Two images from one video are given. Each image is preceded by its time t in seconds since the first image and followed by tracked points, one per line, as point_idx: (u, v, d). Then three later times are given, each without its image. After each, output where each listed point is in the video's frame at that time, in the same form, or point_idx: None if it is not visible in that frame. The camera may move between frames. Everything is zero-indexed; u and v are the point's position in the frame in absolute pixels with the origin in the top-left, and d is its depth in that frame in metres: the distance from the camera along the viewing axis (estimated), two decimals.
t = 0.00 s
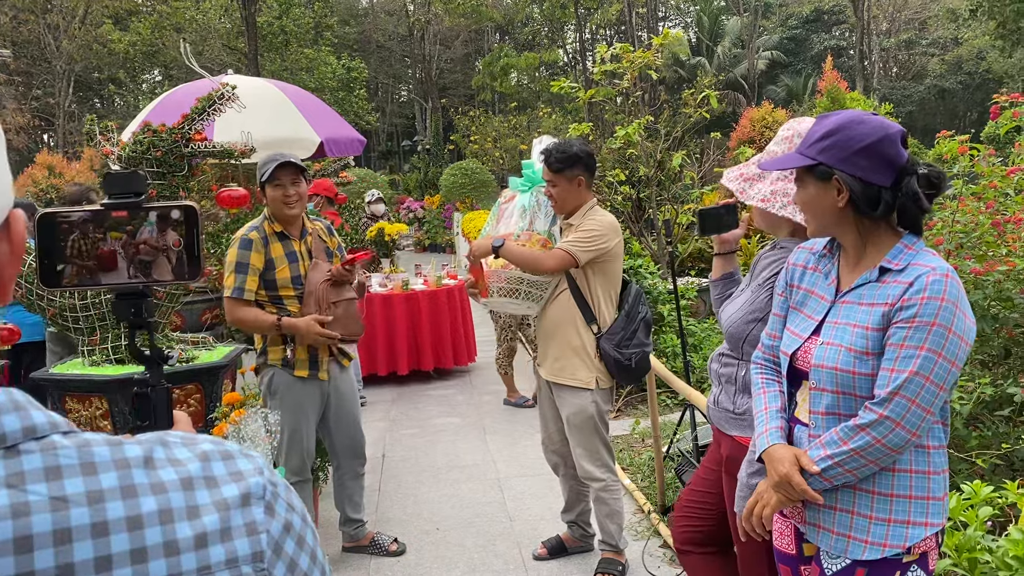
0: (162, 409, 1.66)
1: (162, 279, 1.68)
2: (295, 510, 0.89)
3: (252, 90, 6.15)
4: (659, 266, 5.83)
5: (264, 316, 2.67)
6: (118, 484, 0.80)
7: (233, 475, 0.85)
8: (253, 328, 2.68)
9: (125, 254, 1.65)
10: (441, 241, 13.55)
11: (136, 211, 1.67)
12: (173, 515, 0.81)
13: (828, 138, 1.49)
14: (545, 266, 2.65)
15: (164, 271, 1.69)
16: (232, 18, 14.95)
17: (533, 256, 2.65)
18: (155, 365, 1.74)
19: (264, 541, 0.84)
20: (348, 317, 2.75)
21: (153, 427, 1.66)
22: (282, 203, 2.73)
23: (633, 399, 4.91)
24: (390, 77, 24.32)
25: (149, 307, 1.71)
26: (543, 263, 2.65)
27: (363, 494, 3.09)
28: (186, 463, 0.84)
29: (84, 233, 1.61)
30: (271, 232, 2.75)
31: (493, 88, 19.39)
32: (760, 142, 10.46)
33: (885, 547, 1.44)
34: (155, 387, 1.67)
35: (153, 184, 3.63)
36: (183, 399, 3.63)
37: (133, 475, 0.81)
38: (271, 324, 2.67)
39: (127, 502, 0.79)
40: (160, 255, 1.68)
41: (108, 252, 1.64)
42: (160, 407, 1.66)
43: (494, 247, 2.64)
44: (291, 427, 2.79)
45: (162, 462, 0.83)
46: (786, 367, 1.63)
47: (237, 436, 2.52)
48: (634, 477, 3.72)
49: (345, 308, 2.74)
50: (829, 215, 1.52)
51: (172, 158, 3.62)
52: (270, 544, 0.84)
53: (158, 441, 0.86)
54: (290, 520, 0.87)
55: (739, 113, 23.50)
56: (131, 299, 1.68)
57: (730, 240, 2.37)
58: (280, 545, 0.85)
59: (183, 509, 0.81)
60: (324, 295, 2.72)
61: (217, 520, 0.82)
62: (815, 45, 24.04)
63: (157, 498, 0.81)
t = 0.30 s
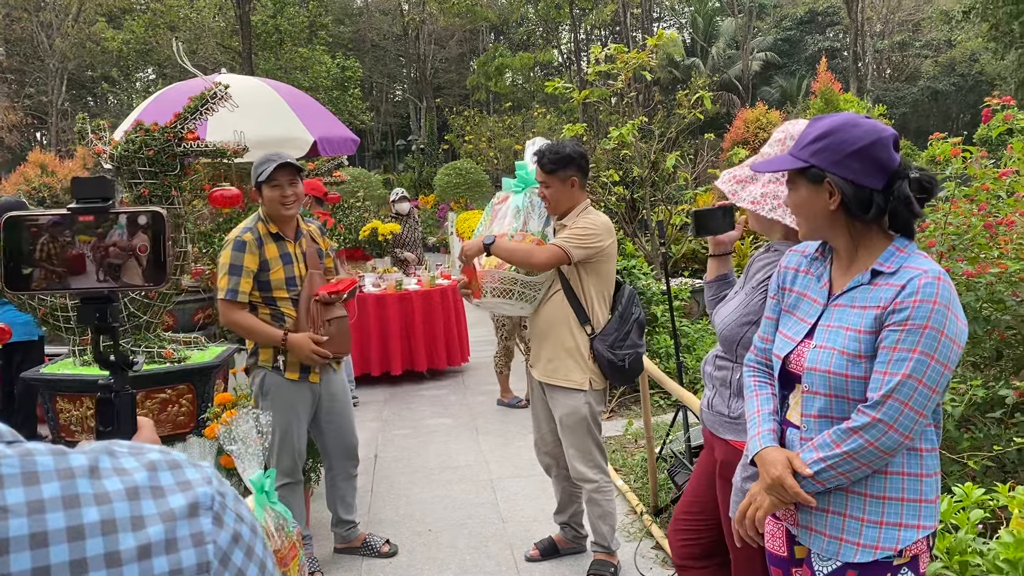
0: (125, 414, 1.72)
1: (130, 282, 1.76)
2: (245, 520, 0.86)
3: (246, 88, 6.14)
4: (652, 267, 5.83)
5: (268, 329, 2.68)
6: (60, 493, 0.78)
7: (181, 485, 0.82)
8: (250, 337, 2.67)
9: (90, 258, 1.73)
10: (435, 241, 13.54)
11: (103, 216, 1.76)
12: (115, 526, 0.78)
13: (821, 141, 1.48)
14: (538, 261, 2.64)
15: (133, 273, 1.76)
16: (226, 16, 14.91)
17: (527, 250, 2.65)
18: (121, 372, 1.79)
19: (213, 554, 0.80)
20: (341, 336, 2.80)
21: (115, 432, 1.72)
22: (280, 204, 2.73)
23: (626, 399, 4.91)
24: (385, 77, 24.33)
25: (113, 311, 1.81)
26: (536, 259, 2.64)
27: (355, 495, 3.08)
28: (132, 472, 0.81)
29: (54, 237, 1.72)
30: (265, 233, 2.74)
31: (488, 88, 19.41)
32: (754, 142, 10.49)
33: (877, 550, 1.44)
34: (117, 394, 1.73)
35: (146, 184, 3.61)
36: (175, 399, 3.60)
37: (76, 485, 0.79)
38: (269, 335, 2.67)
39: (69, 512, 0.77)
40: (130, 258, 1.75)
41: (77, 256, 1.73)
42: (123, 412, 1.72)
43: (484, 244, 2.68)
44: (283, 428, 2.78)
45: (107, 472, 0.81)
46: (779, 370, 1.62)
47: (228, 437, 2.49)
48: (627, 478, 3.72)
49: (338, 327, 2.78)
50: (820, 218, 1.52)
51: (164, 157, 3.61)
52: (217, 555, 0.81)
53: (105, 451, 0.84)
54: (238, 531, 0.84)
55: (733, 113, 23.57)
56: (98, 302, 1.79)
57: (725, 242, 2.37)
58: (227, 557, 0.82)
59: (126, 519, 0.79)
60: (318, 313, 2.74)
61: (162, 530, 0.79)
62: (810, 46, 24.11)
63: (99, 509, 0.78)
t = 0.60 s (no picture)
0: (80, 418, 1.53)
1: (85, 282, 1.53)
2: (190, 527, 0.85)
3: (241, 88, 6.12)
4: (648, 267, 5.84)
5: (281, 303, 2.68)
6: None
7: (121, 491, 0.81)
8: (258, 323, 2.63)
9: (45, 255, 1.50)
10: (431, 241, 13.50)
11: (54, 212, 1.51)
12: (51, 534, 0.77)
13: (818, 141, 1.49)
14: (533, 261, 2.63)
15: (89, 272, 1.53)
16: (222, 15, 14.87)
17: (521, 251, 2.64)
18: (77, 372, 1.61)
19: (152, 560, 0.80)
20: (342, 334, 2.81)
21: (70, 436, 1.51)
22: (287, 202, 2.73)
23: (621, 400, 4.91)
24: (381, 76, 24.32)
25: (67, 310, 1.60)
26: (530, 259, 2.63)
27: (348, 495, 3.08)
28: (69, 479, 0.80)
29: (7, 232, 1.49)
30: (266, 231, 2.72)
31: (484, 88, 19.40)
32: (749, 143, 10.51)
33: (871, 552, 1.44)
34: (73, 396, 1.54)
35: (140, 183, 3.59)
36: (169, 399, 3.62)
37: (11, 494, 0.77)
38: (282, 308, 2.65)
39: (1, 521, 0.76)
40: (84, 255, 1.52)
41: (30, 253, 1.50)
42: (80, 415, 1.53)
43: (480, 247, 2.64)
44: (280, 426, 2.77)
45: (44, 479, 0.79)
46: (774, 370, 1.62)
47: (222, 437, 2.50)
48: (622, 479, 3.72)
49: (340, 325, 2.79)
50: (817, 218, 1.52)
51: (159, 157, 3.59)
52: (159, 563, 0.80)
53: (44, 457, 0.82)
54: (183, 538, 0.83)
55: (729, 114, 23.61)
56: (50, 302, 1.57)
57: (720, 244, 2.37)
58: (170, 565, 0.81)
59: (62, 528, 0.77)
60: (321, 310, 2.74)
61: (99, 539, 0.78)
62: (805, 47, 24.16)
63: (34, 517, 0.77)
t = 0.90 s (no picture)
0: (36, 424, 1.45)
1: (41, 287, 1.42)
2: (130, 535, 0.78)
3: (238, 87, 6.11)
4: (647, 267, 5.84)
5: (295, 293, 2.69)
6: None
7: (50, 497, 0.74)
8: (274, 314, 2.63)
9: None
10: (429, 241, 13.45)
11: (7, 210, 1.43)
12: None
13: (824, 136, 1.48)
14: (530, 259, 2.63)
15: (46, 277, 1.42)
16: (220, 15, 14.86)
17: (518, 249, 2.64)
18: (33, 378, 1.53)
19: (80, 570, 0.72)
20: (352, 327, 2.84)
21: (23, 444, 1.43)
22: (304, 197, 2.72)
23: (619, 400, 4.91)
24: (379, 76, 24.32)
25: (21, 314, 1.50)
26: (528, 257, 2.63)
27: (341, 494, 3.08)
28: None
29: None
30: (275, 227, 2.72)
31: (482, 88, 19.40)
32: (747, 144, 10.52)
33: (873, 553, 1.44)
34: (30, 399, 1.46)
35: (138, 181, 3.58)
36: (166, 397, 3.62)
37: None
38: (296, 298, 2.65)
39: None
40: (41, 259, 1.42)
41: None
42: (34, 421, 1.45)
43: (477, 244, 2.65)
44: (296, 420, 2.76)
45: None
46: (774, 370, 1.62)
47: (219, 435, 2.48)
48: (620, 478, 3.72)
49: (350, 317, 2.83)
50: (820, 213, 1.51)
51: (157, 155, 3.59)
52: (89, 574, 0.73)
53: None
54: (119, 546, 0.76)
55: (727, 115, 23.63)
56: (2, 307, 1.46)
57: (719, 243, 2.36)
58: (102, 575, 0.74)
59: None
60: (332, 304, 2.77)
61: (21, 547, 0.71)
62: (803, 49, 24.20)
63: None
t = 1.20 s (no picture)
0: (24, 450, 1.42)
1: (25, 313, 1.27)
2: (94, 553, 0.75)
3: (237, 86, 6.10)
4: (645, 267, 5.84)
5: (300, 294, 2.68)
6: None
7: (10, 512, 0.73)
8: (282, 315, 2.63)
9: None
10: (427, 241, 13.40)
11: None
12: None
13: (830, 135, 1.48)
14: (529, 259, 2.63)
15: (30, 301, 1.27)
16: (218, 14, 14.83)
17: (518, 249, 2.64)
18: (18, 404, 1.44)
19: None
20: (361, 325, 2.84)
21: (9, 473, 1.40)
22: (313, 199, 2.71)
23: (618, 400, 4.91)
24: (377, 75, 24.30)
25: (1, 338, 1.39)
26: (527, 257, 2.63)
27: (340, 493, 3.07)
28: None
29: None
30: (284, 229, 2.72)
31: (480, 88, 19.38)
32: (746, 143, 10.52)
33: (875, 553, 1.44)
34: (17, 425, 1.42)
35: (137, 180, 3.58)
36: (165, 397, 3.61)
37: None
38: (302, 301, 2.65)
39: None
40: (24, 284, 1.26)
41: None
42: (22, 447, 1.42)
43: (477, 242, 2.62)
44: (312, 415, 2.74)
45: None
46: (778, 370, 1.62)
47: (218, 435, 2.48)
48: (619, 479, 3.72)
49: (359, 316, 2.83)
50: (825, 213, 1.50)
51: (155, 154, 3.58)
52: None
53: None
54: (80, 565, 0.74)
55: (725, 115, 23.63)
56: None
57: (720, 244, 2.35)
58: None
59: None
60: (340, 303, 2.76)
61: None
62: (801, 49, 24.23)
63: None
